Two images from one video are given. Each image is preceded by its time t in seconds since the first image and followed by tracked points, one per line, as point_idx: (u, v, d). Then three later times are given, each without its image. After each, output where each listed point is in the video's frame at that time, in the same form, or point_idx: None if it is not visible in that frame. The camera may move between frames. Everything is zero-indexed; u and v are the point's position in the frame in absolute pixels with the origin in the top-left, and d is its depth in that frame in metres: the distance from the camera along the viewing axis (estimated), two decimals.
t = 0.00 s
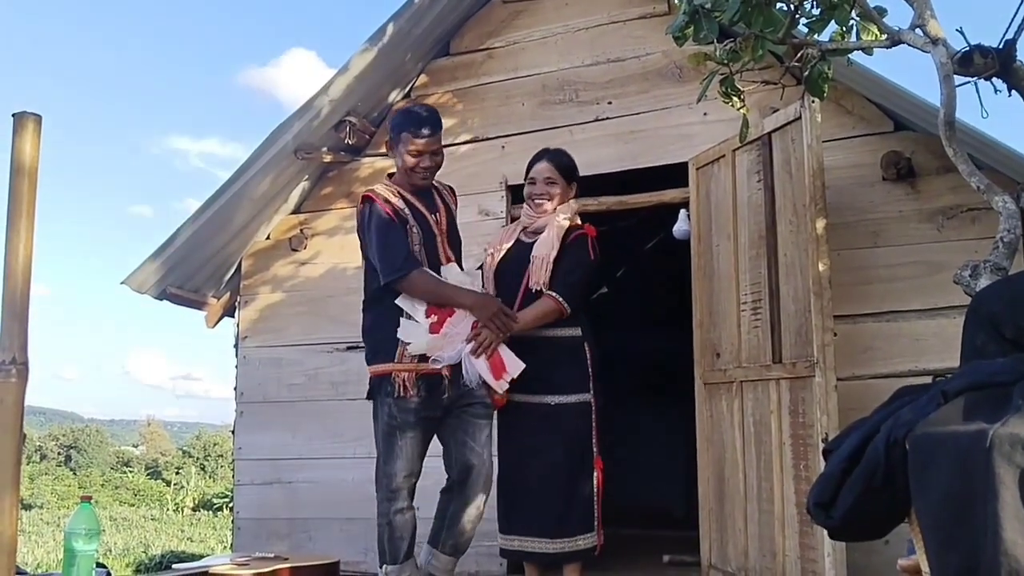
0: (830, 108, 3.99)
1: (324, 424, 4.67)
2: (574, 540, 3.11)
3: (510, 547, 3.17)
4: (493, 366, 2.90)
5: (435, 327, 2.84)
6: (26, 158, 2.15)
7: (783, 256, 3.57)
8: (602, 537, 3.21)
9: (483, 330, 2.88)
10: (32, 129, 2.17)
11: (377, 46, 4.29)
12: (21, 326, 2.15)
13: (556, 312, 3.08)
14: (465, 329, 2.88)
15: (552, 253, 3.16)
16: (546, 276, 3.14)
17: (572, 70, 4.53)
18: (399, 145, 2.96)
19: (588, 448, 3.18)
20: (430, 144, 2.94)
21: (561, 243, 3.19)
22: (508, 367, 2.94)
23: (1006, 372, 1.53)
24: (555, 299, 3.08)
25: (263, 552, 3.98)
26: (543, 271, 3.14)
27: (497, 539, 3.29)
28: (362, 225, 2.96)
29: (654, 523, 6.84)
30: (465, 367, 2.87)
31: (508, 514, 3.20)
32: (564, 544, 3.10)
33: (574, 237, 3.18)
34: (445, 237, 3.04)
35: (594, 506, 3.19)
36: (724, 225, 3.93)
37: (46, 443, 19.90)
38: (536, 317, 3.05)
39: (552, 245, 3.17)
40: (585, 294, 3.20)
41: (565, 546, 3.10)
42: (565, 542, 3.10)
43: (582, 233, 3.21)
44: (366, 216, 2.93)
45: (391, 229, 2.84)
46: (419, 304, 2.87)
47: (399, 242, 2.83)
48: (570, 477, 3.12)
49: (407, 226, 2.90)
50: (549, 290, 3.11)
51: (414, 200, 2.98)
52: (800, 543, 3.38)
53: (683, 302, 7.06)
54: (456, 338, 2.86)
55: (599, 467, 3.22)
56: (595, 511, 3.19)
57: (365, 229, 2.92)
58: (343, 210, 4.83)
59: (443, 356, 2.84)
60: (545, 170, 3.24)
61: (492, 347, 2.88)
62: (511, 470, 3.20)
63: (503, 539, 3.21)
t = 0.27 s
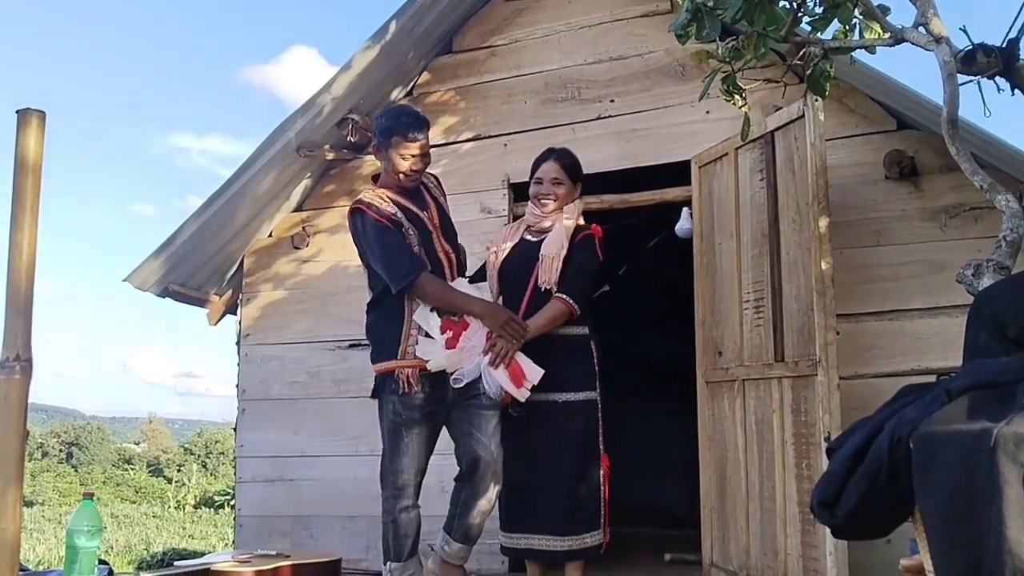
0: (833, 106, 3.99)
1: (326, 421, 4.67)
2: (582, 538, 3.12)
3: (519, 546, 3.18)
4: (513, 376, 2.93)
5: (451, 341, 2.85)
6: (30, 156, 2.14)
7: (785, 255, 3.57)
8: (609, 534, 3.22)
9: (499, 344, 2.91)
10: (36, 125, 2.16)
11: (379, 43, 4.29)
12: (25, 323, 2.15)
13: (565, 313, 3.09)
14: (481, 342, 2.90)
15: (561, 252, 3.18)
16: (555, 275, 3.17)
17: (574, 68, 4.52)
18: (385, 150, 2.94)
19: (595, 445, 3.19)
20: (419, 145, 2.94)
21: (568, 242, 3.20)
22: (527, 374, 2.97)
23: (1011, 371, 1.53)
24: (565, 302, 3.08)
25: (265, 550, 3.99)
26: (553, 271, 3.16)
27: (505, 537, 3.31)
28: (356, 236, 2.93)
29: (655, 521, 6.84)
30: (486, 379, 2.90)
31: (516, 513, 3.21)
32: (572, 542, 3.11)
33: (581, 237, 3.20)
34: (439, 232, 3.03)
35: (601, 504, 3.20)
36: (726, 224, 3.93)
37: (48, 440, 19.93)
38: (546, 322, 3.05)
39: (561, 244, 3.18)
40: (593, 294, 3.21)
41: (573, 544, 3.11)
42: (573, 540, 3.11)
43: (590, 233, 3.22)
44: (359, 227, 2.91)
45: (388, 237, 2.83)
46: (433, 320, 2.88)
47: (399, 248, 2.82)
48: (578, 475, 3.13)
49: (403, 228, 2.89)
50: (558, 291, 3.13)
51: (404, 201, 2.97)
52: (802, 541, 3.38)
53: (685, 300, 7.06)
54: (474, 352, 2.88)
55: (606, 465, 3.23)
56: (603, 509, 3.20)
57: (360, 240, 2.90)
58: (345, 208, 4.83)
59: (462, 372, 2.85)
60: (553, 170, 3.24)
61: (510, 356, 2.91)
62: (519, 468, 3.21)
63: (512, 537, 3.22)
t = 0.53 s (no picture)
0: (835, 103, 3.98)
1: (327, 417, 4.67)
2: (586, 533, 3.12)
3: (521, 542, 3.18)
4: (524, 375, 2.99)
5: (459, 348, 2.87)
6: (32, 150, 2.14)
7: (787, 252, 3.56)
8: (611, 530, 3.22)
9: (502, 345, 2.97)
10: (38, 120, 2.16)
11: (381, 39, 4.28)
12: (27, 318, 2.15)
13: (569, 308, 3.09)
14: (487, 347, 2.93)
15: (564, 247, 3.18)
16: (558, 269, 3.16)
17: (576, 65, 4.52)
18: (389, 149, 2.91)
19: (598, 442, 3.20)
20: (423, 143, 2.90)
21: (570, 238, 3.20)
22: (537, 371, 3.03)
23: (1013, 367, 1.53)
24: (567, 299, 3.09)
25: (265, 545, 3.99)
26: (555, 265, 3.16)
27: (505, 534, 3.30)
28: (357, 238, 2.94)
29: (655, 517, 6.85)
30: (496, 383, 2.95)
31: (518, 509, 3.21)
32: (576, 538, 3.10)
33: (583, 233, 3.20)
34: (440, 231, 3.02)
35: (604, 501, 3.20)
36: (728, 220, 3.92)
37: (49, 435, 19.95)
38: (551, 318, 3.06)
39: (563, 240, 3.18)
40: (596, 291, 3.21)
41: (577, 539, 3.11)
42: (577, 535, 3.11)
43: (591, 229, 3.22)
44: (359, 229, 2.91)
45: (385, 241, 2.84)
46: (440, 326, 2.89)
47: (394, 252, 2.83)
48: (582, 470, 3.13)
49: (400, 231, 2.89)
50: (560, 286, 3.13)
51: (403, 201, 2.97)
52: (803, 538, 3.38)
53: (686, 297, 7.06)
54: (482, 358, 2.91)
55: (610, 461, 3.23)
56: (606, 505, 3.20)
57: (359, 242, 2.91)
58: (346, 204, 4.83)
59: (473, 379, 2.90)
60: (558, 167, 3.24)
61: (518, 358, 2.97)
62: (522, 464, 3.21)
63: (513, 534, 3.21)
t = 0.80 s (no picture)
0: (836, 97, 3.97)
1: (327, 411, 4.67)
2: (588, 527, 3.13)
3: (522, 536, 3.18)
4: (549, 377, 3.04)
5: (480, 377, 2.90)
6: (31, 141, 2.14)
7: (787, 246, 3.56)
8: (611, 522, 3.24)
9: (518, 352, 2.99)
10: (38, 111, 2.15)
11: (381, 32, 4.26)
12: (26, 309, 2.15)
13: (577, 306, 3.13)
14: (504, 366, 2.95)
15: (566, 241, 3.19)
16: (561, 262, 3.17)
17: (577, 58, 4.51)
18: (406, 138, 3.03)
19: (600, 435, 3.21)
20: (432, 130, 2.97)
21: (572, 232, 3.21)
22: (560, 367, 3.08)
23: (1014, 361, 1.53)
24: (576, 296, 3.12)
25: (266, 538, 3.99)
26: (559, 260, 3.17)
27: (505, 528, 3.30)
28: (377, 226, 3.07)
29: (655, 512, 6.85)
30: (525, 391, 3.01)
31: (519, 503, 3.20)
32: (578, 532, 3.11)
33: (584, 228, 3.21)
34: (447, 230, 2.99)
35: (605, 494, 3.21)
36: (729, 214, 3.92)
37: (49, 429, 19.97)
38: (562, 319, 3.09)
39: (566, 233, 3.18)
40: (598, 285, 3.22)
41: (579, 533, 3.12)
42: (579, 529, 3.12)
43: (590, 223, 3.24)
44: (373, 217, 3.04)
45: (385, 229, 2.94)
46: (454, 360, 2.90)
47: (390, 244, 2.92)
48: (583, 465, 3.14)
49: (401, 221, 2.96)
50: (566, 283, 3.15)
51: (417, 194, 3.02)
52: (803, 533, 3.38)
53: (687, 291, 7.05)
54: (501, 379, 2.95)
55: (610, 455, 3.24)
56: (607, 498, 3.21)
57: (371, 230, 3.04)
58: (346, 198, 4.82)
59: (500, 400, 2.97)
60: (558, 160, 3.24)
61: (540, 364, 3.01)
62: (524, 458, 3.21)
63: (513, 528, 3.21)
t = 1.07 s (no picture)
0: (839, 90, 3.96)
1: (329, 403, 4.67)
2: (592, 519, 3.13)
3: (526, 529, 3.17)
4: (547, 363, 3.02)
5: (478, 369, 2.91)
6: (33, 132, 2.14)
7: (790, 239, 3.55)
8: (614, 515, 3.24)
9: (512, 342, 2.96)
10: (40, 101, 2.15)
11: (383, 24, 4.25)
12: (28, 299, 2.15)
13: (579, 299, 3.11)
14: (502, 356, 2.94)
15: (569, 235, 3.18)
16: (564, 257, 3.16)
17: (579, 51, 4.50)
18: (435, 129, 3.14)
19: (604, 428, 3.21)
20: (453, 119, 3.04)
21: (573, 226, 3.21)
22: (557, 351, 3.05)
23: (1018, 354, 1.52)
24: (577, 288, 3.11)
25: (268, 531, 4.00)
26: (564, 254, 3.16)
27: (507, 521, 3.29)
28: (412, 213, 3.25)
29: (656, 505, 6.86)
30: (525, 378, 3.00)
31: (522, 497, 3.20)
32: (583, 524, 3.12)
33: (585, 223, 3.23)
34: (457, 225, 3.04)
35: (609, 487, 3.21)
36: (731, 208, 3.91)
37: (51, 421, 20.00)
38: (563, 309, 3.08)
39: (568, 227, 3.18)
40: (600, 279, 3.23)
41: (584, 525, 3.12)
42: (583, 521, 3.12)
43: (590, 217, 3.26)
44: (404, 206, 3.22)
45: (400, 217, 3.12)
46: (452, 355, 2.92)
47: (403, 231, 3.09)
48: (588, 457, 3.14)
49: (413, 212, 3.09)
50: (569, 279, 3.14)
51: (439, 188, 3.10)
52: (804, 526, 3.38)
53: (688, 285, 7.05)
54: (502, 366, 2.94)
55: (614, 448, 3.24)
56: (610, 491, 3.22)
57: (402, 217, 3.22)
58: (348, 190, 4.82)
59: (505, 388, 2.94)
60: (558, 155, 3.25)
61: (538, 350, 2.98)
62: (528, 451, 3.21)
63: (517, 521, 3.21)
